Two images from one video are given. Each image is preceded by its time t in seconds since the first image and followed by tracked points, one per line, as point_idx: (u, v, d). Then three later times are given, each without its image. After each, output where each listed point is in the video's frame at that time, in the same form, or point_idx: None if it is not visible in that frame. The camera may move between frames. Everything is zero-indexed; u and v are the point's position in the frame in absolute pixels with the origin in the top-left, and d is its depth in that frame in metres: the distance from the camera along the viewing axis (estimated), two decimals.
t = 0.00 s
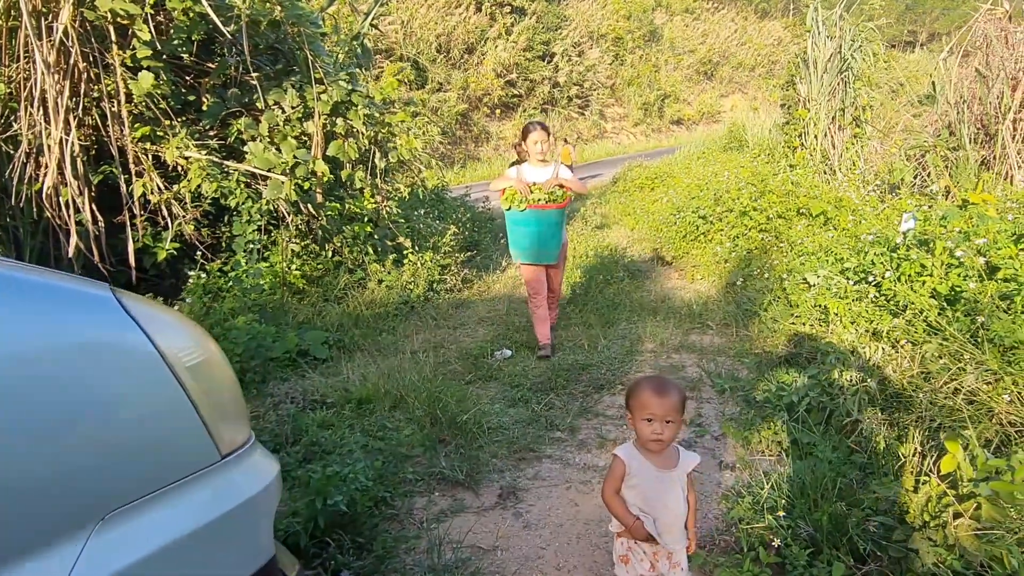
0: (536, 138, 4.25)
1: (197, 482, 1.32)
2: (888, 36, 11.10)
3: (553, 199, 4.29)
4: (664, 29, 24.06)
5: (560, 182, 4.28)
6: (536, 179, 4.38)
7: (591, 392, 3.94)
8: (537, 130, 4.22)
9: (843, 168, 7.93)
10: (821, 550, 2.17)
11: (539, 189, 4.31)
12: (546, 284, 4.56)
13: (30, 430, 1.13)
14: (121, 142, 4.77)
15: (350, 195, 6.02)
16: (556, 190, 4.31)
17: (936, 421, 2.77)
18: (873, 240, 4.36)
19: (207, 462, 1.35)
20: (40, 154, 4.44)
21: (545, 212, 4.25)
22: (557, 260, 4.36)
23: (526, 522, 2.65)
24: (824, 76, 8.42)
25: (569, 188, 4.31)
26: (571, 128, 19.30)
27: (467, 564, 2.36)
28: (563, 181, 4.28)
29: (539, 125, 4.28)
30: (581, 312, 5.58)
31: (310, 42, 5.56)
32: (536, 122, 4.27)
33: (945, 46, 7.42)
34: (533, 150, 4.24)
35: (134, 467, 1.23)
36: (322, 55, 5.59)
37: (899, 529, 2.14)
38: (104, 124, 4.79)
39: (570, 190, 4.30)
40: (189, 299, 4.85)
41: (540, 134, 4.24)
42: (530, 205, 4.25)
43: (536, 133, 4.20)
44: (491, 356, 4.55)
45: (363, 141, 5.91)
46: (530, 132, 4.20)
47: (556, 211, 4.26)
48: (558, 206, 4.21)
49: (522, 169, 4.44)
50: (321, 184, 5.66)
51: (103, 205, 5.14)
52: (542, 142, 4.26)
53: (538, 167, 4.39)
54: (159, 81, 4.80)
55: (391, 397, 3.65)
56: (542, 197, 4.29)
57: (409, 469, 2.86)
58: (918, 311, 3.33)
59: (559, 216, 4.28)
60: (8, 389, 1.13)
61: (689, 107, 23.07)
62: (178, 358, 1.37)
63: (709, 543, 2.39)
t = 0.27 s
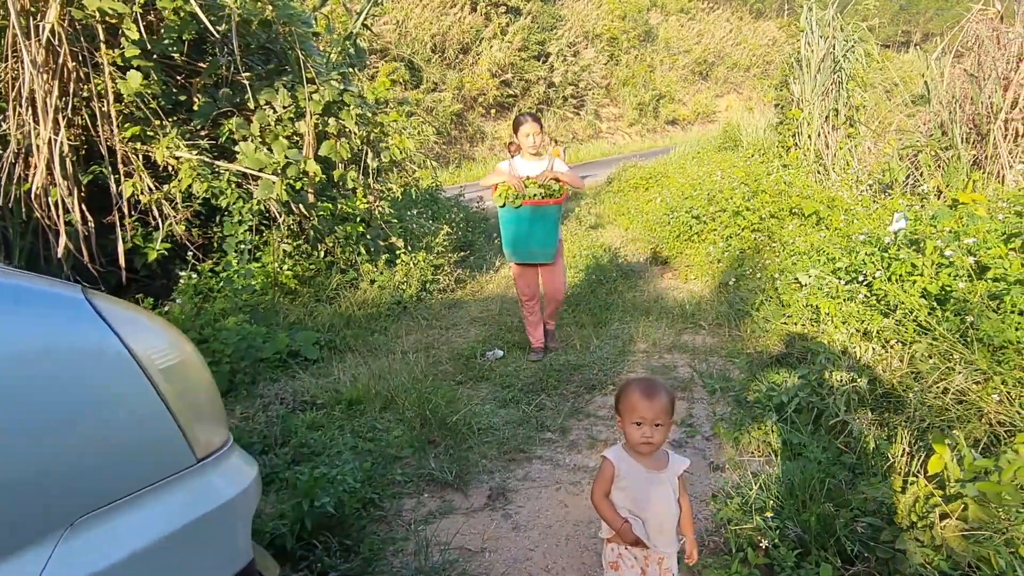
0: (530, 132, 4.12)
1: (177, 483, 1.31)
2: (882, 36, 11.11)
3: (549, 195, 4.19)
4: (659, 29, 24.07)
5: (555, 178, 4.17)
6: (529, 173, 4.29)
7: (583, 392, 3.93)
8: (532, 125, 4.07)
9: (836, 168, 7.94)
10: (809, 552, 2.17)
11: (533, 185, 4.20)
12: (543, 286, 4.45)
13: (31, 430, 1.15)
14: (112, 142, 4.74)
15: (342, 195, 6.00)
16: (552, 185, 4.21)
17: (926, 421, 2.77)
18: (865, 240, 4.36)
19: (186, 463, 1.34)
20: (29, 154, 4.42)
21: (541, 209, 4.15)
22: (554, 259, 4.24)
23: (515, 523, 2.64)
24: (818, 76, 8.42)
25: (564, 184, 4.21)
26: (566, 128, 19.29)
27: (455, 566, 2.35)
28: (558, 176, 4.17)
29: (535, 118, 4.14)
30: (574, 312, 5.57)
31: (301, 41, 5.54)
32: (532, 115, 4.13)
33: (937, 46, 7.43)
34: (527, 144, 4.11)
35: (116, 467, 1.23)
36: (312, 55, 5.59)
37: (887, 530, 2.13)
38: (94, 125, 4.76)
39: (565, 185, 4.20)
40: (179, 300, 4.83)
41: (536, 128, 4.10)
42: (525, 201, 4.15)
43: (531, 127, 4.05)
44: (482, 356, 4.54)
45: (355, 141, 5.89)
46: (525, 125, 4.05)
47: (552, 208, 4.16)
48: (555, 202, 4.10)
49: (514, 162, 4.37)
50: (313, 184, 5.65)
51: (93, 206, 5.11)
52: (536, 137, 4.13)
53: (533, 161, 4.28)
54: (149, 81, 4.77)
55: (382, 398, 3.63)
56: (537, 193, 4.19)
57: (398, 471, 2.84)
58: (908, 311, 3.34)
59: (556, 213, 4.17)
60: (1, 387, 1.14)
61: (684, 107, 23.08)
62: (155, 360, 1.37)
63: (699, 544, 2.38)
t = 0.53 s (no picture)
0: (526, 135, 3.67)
1: (149, 491, 1.28)
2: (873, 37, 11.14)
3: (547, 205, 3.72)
4: (651, 30, 24.09)
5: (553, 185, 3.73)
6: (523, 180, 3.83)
7: (572, 394, 3.90)
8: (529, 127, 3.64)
9: (827, 168, 7.95)
10: (797, 556, 2.15)
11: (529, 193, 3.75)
12: (538, 303, 3.98)
13: (31, 430, 1.16)
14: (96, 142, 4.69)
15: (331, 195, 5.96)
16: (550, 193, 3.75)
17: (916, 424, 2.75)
18: (855, 241, 4.36)
19: (158, 471, 1.31)
20: (11, 154, 4.36)
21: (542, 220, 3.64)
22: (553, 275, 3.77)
23: (502, 528, 2.61)
24: (809, 77, 8.43)
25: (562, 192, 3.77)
26: (558, 129, 19.27)
27: (440, 572, 2.32)
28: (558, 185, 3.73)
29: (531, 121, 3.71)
30: (564, 313, 5.55)
31: (289, 41, 5.49)
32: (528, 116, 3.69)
33: (927, 48, 7.45)
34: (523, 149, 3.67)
35: (99, 470, 1.22)
36: (300, 54, 5.56)
37: (877, 534, 2.11)
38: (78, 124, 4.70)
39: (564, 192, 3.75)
40: (165, 302, 4.78)
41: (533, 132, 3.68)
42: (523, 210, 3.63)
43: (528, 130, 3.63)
44: (472, 358, 4.51)
45: (343, 141, 5.85)
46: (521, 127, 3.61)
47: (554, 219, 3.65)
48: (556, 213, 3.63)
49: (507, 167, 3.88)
50: (301, 185, 5.60)
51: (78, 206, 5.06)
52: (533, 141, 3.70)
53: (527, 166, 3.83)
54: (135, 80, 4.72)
55: (369, 401, 3.60)
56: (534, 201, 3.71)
57: (384, 475, 2.81)
58: (897, 312, 3.33)
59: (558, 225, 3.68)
60: None
61: (676, 108, 23.11)
62: (123, 365, 1.33)
63: (687, 549, 2.36)
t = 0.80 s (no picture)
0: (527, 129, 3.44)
1: (122, 503, 1.25)
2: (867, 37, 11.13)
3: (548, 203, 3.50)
4: (646, 29, 24.09)
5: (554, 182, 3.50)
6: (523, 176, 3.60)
7: (564, 396, 3.87)
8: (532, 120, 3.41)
9: (822, 168, 7.93)
10: (790, 564, 2.12)
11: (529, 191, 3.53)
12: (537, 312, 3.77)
13: None
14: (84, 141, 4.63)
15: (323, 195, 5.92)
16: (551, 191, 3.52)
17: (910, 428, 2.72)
18: (848, 242, 4.34)
19: (131, 482, 1.28)
20: None
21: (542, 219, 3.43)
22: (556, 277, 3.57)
23: (491, 534, 2.57)
24: (803, 76, 8.41)
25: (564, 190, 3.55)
26: (553, 128, 19.23)
27: None
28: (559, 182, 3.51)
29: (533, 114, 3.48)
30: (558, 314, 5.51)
31: (280, 39, 5.44)
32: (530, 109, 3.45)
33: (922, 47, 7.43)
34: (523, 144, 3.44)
35: (71, 480, 1.19)
36: (292, 53, 5.51)
37: (871, 542, 2.08)
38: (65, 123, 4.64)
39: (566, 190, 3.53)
40: (154, 302, 4.72)
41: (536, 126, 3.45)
42: (521, 210, 3.42)
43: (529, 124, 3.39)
44: (464, 359, 4.47)
45: (335, 140, 5.80)
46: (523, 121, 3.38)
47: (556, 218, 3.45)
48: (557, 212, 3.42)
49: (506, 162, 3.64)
50: (292, 184, 5.55)
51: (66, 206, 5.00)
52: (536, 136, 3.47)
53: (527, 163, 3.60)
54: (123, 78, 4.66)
55: (359, 403, 3.55)
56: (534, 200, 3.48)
57: (373, 480, 2.77)
58: (892, 314, 3.31)
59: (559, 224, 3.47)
60: None
61: (671, 107, 23.10)
62: (91, 376, 1.31)
63: (679, 555, 2.33)
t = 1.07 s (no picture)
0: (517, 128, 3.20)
1: (93, 518, 1.21)
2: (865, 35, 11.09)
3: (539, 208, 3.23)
4: (644, 28, 24.04)
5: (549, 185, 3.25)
6: (515, 179, 3.35)
7: (560, 398, 3.83)
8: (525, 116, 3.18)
9: (820, 167, 7.89)
10: (788, 572, 2.07)
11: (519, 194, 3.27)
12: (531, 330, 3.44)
13: None
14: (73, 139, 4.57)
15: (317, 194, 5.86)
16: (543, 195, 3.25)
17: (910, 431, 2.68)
18: (847, 241, 4.30)
19: (99, 497, 1.24)
20: None
21: (529, 227, 3.12)
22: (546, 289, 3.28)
23: (484, 541, 2.52)
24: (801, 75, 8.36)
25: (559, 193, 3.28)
26: (551, 126, 19.17)
27: None
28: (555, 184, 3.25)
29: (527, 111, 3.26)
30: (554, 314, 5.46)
31: (273, 36, 5.38)
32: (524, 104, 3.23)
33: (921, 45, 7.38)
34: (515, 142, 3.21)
35: (47, 489, 1.16)
36: (285, 50, 5.45)
37: (871, 550, 2.04)
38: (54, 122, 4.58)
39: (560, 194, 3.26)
40: (146, 303, 4.67)
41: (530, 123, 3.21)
42: (507, 216, 3.12)
43: (521, 120, 3.16)
44: (458, 361, 4.42)
45: (329, 139, 5.74)
46: (514, 116, 3.16)
47: (546, 227, 3.13)
48: (547, 219, 3.11)
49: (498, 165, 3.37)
50: (286, 183, 5.50)
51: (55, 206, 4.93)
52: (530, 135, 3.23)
53: (520, 164, 3.35)
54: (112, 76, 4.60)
55: (351, 406, 3.50)
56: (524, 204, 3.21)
57: (364, 485, 2.72)
58: (891, 315, 3.27)
59: (550, 233, 3.16)
60: None
61: (669, 105, 23.05)
62: (56, 389, 1.27)
63: (675, 562, 2.29)
